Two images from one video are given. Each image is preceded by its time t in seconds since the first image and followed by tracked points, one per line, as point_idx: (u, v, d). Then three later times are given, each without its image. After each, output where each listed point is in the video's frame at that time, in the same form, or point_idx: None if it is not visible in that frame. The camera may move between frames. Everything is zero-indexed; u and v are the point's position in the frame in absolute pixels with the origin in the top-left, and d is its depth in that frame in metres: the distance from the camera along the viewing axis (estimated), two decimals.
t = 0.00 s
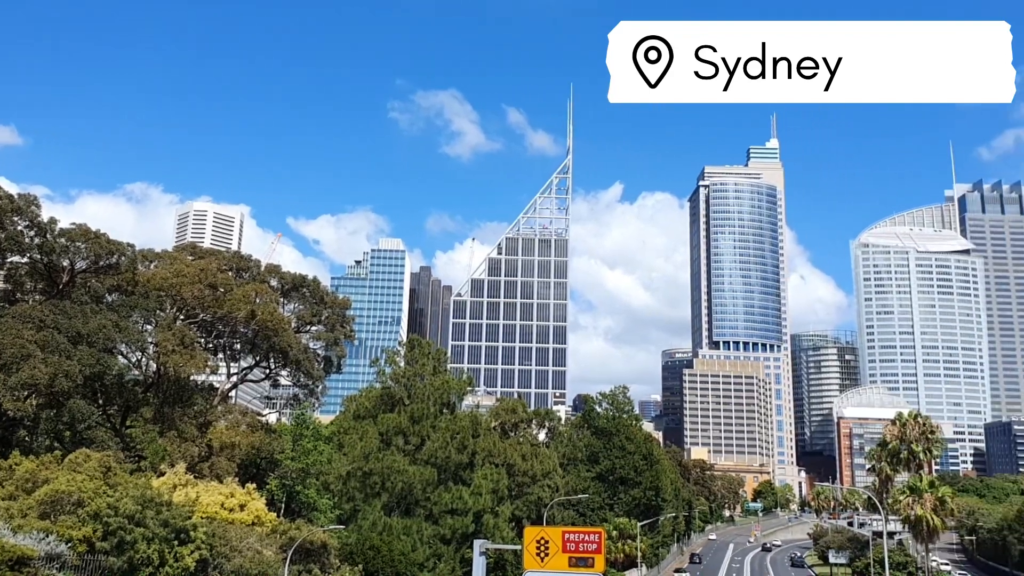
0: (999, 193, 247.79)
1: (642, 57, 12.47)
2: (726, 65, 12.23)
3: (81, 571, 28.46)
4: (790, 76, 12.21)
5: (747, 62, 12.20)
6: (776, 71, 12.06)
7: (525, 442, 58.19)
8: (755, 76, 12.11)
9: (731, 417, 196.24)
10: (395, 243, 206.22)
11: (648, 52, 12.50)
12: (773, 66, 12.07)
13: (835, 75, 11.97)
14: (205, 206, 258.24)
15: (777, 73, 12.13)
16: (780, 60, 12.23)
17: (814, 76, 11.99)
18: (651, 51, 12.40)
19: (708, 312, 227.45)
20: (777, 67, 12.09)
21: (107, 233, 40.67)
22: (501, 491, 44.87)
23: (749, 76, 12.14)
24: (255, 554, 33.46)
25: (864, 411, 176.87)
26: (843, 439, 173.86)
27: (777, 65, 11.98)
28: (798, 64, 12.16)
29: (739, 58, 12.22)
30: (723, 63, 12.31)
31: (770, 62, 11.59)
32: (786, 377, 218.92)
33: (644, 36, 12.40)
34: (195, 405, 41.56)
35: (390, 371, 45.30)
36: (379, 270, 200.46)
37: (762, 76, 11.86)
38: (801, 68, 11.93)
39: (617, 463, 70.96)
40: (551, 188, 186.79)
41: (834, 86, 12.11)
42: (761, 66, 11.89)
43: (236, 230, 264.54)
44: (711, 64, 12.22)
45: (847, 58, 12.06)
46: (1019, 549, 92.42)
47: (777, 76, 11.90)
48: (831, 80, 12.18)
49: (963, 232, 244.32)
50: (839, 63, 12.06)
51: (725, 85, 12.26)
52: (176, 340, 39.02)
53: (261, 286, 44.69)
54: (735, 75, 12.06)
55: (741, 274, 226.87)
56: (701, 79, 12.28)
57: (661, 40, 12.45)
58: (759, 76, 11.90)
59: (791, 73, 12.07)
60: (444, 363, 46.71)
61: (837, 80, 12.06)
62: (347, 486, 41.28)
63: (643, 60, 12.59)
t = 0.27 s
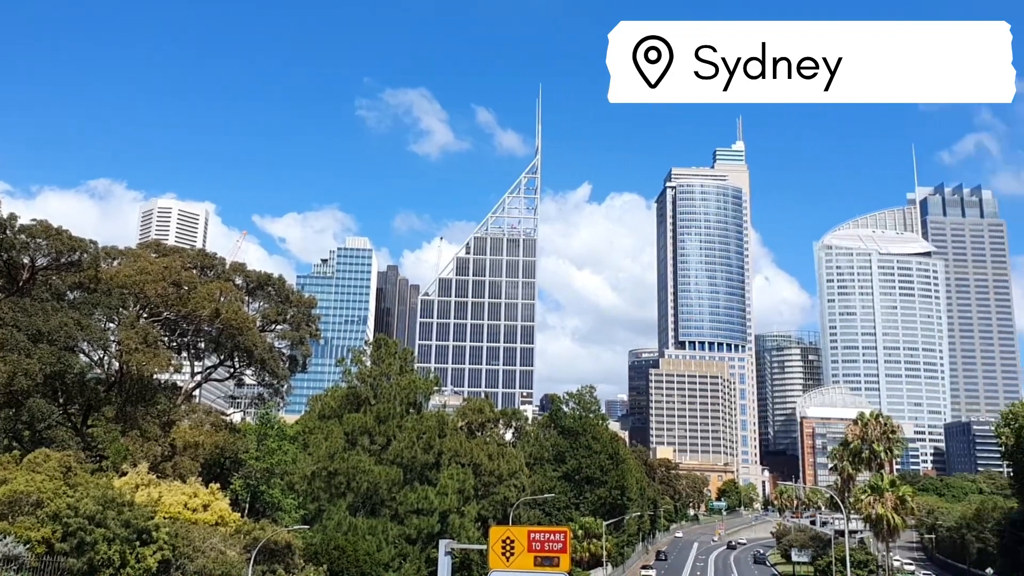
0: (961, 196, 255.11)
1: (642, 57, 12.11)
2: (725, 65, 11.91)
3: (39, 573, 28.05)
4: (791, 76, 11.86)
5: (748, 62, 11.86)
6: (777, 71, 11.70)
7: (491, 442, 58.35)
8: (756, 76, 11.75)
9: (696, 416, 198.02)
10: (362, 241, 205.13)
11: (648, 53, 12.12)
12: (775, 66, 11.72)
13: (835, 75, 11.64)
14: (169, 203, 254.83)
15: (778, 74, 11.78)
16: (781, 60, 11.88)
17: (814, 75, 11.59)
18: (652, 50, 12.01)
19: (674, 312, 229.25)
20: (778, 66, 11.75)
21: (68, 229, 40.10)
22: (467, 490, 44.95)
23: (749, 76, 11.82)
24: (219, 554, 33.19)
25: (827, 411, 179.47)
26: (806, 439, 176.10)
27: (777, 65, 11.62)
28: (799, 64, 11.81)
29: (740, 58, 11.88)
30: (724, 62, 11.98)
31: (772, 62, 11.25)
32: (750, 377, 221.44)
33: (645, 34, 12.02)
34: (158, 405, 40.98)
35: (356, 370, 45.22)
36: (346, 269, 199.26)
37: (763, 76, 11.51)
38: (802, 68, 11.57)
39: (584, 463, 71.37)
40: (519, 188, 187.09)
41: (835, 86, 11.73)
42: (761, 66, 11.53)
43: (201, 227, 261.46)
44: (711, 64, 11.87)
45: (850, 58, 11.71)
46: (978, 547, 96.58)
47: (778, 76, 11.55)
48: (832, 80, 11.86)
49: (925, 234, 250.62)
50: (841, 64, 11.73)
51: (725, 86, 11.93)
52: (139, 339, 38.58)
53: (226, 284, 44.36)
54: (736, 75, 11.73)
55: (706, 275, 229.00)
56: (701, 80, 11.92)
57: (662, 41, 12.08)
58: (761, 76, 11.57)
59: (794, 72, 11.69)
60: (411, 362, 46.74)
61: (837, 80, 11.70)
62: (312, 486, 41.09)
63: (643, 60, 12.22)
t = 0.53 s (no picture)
0: (922, 200, 258.84)
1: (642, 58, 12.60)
2: (726, 65, 12.42)
3: None
4: (789, 76, 12.36)
5: (748, 62, 12.39)
6: (775, 71, 12.22)
7: (457, 442, 58.40)
8: (756, 76, 12.26)
9: (662, 416, 199.64)
10: (329, 239, 203.78)
11: (648, 53, 12.64)
12: (773, 67, 12.24)
13: (832, 74, 12.09)
14: (132, 199, 250.79)
15: (775, 73, 12.31)
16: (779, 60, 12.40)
17: (813, 75, 12.09)
18: (653, 50, 12.52)
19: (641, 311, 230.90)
20: (777, 66, 12.26)
21: (29, 225, 39.56)
22: (433, 490, 45.03)
23: (749, 76, 12.33)
24: (181, 555, 32.89)
25: (790, 411, 181.96)
26: (770, 438, 178.33)
27: (776, 65, 12.13)
28: (797, 64, 12.32)
29: (739, 58, 12.41)
30: (724, 62, 12.49)
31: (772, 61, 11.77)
32: (715, 377, 223.70)
33: (646, 35, 12.53)
34: (120, 403, 40.27)
35: (322, 369, 45.00)
36: (312, 267, 197.83)
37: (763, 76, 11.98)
38: (801, 68, 12.06)
39: (550, 462, 71.64)
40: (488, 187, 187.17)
41: (833, 86, 12.25)
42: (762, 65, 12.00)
43: (165, 224, 257.72)
44: (712, 64, 12.38)
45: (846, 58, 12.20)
46: (936, 545, 99.41)
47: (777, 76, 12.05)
48: (830, 80, 12.34)
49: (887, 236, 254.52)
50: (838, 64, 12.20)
51: (725, 84, 12.45)
52: (101, 337, 38.07)
53: (191, 282, 44.00)
54: (735, 74, 12.23)
55: (673, 275, 230.89)
56: (701, 79, 12.43)
57: (662, 41, 12.60)
58: (760, 76, 12.06)
59: (791, 71, 12.19)
60: (378, 362, 46.73)
61: (836, 80, 12.15)
62: (277, 486, 40.87)
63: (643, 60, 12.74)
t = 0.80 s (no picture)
0: (876, 203, 264.77)
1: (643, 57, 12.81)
2: (726, 65, 12.61)
3: None
4: (788, 75, 12.58)
5: (747, 62, 12.57)
6: (775, 71, 12.40)
7: (416, 442, 58.27)
8: (756, 74, 12.44)
9: (621, 416, 201.12)
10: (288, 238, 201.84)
11: (649, 52, 12.80)
12: (773, 66, 12.42)
13: (833, 75, 12.33)
14: (87, 196, 245.95)
15: (775, 73, 12.49)
16: (778, 61, 12.61)
17: (812, 75, 12.31)
18: (654, 50, 12.68)
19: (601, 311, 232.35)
20: (775, 67, 12.45)
21: None
22: (391, 491, 44.99)
23: (748, 76, 12.51)
24: (135, 557, 32.47)
25: (746, 411, 184.47)
26: (727, 437, 180.53)
27: (776, 65, 12.32)
28: (796, 64, 12.53)
29: (739, 59, 12.62)
30: (723, 63, 12.71)
31: (772, 62, 12.01)
32: (673, 377, 226.02)
33: (647, 35, 12.69)
34: (73, 403, 39.53)
35: (279, 369, 44.63)
36: (270, 266, 195.72)
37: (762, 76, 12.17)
38: (801, 68, 12.28)
39: (510, 463, 71.74)
40: (449, 187, 186.94)
41: (834, 86, 12.48)
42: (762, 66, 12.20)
43: (121, 221, 253.05)
44: (712, 64, 12.57)
45: (846, 59, 12.44)
46: (888, 543, 102.03)
47: (776, 76, 12.23)
48: (829, 80, 12.57)
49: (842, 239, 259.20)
50: (838, 64, 12.45)
51: (725, 84, 12.63)
52: (54, 335, 37.40)
53: (146, 280, 43.43)
54: (736, 74, 12.41)
55: (633, 276, 232.72)
56: (701, 79, 12.65)
57: (661, 42, 12.78)
58: (760, 76, 12.26)
59: (790, 72, 12.43)
60: (336, 362, 46.60)
61: (837, 80, 12.40)
62: (233, 487, 40.40)
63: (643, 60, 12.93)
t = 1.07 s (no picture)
0: (831, 206, 268.98)
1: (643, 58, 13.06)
2: (726, 65, 12.86)
3: None
4: (787, 75, 12.87)
5: (747, 63, 12.84)
6: (773, 72, 12.67)
7: (374, 442, 58.07)
8: (756, 75, 12.70)
9: (580, 415, 202.19)
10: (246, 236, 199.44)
11: (650, 52, 13.07)
12: (773, 67, 12.68)
13: (835, 73, 12.65)
14: (40, 191, 240.70)
15: (773, 74, 12.77)
16: (776, 60, 12.90)
17: (812, 75, 12.58)
18: (655, 51, 12.98)
19: (561, 311, 233.35)
20: (774, 67, 12.73)
21: None
22: (349, 491, 44.91)
23: (749, 76, 12.77)
24: (86, 558, 32.02)
25: (703, 410, 186.72)
26: (683, 436, 182.51)
27: (776, 65, 12.57)
28: (794, 65, 12.82)
29: (739, 58, 12.86)
30: (723, 62, 12.94)
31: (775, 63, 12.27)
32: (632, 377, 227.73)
33: (647, 35, 12.98)
34: (23, 402, 38.85)
35: (235, 368, 44.11)
36: (227, 264, 193.19)
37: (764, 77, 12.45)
38: (802, 68, 12.56)
39: (468, 462, 71.94)
40: (409, 185, 186.33)
41: (834, 86, 12.80)
42: (763, 66, 12.45)
43: (75, 218, 248.00)
44: (712, 64, 12.83)
45: (847, 59, 12.77)
46: (841, 541, 104.42)
47: (775, 75, 12.51)
48: (827, 79, 12.91)
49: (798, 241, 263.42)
50: (837, 65, 12.81)
51: (726, 84, 12.88)
52: (5, 332, 36.61)
53: (100, 277, 42.79)
54: (735, 74, 12.68)
55: (593, 276, 234.15)
56: (702, 78, 12.91)
57: (662, 42, 13.07)
58: (761, 76, 12.55)
59: (791, 73, 12.72)
60: (292, 362, 46.40)
61: (840, 79, 12.71)
62: (188, 487, 39.83)
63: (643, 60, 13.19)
